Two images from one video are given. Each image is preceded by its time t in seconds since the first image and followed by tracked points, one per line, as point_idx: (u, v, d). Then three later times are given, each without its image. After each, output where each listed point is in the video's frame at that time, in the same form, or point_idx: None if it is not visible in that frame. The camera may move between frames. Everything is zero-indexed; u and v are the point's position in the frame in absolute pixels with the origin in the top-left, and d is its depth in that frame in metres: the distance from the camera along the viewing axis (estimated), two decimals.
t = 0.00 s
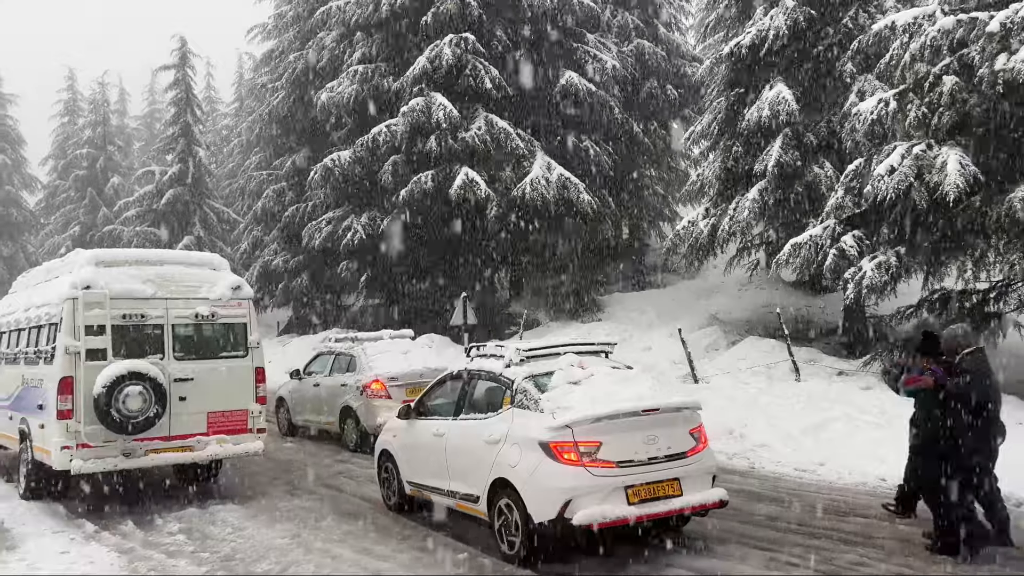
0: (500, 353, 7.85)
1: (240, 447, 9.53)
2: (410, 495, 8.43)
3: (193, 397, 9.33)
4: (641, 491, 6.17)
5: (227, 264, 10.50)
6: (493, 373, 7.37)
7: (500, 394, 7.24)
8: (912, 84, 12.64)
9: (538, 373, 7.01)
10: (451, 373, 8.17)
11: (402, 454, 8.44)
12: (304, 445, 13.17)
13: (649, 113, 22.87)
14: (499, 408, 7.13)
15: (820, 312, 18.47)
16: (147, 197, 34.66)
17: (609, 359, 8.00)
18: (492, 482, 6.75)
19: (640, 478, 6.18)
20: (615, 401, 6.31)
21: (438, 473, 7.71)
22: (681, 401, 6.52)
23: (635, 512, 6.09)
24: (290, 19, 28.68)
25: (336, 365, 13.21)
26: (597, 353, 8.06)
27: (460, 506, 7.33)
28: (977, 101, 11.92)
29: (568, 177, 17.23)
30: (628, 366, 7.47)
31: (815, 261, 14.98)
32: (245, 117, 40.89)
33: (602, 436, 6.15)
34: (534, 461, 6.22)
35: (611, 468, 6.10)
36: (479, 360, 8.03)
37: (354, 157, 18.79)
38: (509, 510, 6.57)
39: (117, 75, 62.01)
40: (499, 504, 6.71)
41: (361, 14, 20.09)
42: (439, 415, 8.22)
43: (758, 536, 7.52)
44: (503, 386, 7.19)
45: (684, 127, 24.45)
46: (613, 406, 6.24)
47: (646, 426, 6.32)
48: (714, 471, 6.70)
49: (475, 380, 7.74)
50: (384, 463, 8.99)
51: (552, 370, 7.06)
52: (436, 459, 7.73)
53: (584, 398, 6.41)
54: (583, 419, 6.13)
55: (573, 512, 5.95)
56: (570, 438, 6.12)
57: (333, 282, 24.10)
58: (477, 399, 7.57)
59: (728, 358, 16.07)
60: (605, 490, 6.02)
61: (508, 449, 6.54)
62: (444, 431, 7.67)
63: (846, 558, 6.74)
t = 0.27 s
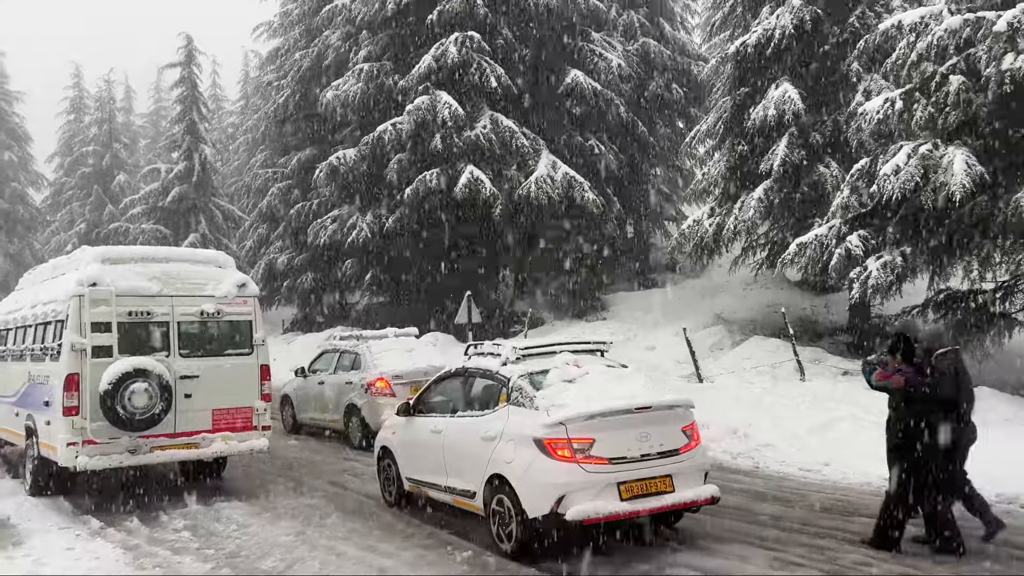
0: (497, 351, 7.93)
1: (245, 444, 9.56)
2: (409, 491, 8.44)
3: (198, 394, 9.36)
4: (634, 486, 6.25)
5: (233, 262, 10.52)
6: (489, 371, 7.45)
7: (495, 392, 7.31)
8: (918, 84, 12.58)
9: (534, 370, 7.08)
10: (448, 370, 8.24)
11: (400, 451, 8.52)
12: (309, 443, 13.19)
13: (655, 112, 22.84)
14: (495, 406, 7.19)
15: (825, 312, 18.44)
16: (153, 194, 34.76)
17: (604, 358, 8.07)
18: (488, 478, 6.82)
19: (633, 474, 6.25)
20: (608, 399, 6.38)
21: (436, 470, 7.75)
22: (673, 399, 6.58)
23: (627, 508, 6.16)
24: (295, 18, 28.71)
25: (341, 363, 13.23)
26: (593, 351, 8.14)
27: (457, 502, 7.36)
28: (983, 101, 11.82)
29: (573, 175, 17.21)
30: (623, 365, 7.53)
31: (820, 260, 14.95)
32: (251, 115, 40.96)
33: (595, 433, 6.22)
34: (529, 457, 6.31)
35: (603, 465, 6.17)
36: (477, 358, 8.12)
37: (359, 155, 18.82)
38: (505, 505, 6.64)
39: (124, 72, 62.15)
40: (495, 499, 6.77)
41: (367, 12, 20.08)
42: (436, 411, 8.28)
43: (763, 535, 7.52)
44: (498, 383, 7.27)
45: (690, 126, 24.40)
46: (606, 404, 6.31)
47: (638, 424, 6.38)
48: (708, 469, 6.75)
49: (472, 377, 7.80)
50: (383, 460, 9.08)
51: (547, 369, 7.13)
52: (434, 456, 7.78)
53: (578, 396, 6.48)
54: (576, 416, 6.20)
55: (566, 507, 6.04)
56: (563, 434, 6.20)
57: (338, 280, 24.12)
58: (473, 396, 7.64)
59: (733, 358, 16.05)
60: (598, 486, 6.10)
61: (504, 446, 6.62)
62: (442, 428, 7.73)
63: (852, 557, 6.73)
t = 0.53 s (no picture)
0: (493, 350, 7.99)
1: (248, 441, 9.57)
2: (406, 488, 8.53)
3: (202, 390, 9.38)
4: (625, 483, 6.31)
5: (237, 259, 10.54)
6: (484, 369, 7.52)
7: (489, 390, 7.39)
8: (923, 83, 12.58)
9: (527, 369, 7.12)
10: (445, 369, 8.31)
11: (398, 448, 8.61)
12: (312, 440, 13.22)
13: (659, 110, 22.81)
14: (489, 404, 7.25)
15: (828, 311, 18.43)
16: (156, 191, 34.83)
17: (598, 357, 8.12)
18: (483, 474, 6.92)
19: (624, 470, 6.32)
20: (600, 397, 6.45)
21: (432, 466, 7.85)
22: (665, 396, 6.65)
23: (618, 503, 6.24)
24: (299, 15, 28.71)
25: (344, 361, 13.25)
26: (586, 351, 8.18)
27: (453, 498, 7.46)
28: (988, 100, 11.80)
29: (576, 174, 17.20)
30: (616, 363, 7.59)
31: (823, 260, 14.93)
32: (254, 113, 40.99)
33: (587, 430, 6.29)
34: (522, 454, 6.38)
35: (595, 461, 6.24)
36: (473, 357, 8.18)
37: (363, 153, 18.82)
38: (499, 501, 6.74)
39: (127, 69, 62.16)
40: (490, 495, 6.87)
41: (371, 10, 20.08)
42: (433, 409, 8.37)
43: (764, 534, 7.53)
44: (492, 382, 7.33)
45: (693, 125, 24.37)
46: (598, 401, 6.38)
47: (629, 421, 6.45)
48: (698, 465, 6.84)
49: (467, 375, 7.87)
50: (381, 456, 9.19)
51: (541, 367, 7.18)
52: (430, 453, 7.87)
53: (570, 394, 6.54)
54: (569, 413, 6.27)
55: (559, 503, 6.10)
56: (556, 432, 6.27)
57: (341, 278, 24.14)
58: (469, 394, 7.72)
59: (735, 357, 16.05)
60: (590, 482, 6.17)
61: (498, 443, 6.71)
62: (438, 426, 7.82)
63: (853, 556, 6.75)
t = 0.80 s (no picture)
0: (488, 348, 8.01)
1: (249, 438, 9.58)
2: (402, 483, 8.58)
3: (203, 387, 9.39)
4: (617, 479, 6.35)
5: (238, 256, 10.54)
6: (479, 366, 7.54)
7: (484, 387, 7.42)
8: (926, 82, 12.58)
9: (522, 367, 7.13)
10: (441, 366, 8.34)
11: (394, 444, 8.65)
12: (313, 437, 13.23)
13: (660, 108, 22.79)
14: (484, 401, 7.29)
15: (829, 309, 18.42)
16: (158, 188, 34.86)
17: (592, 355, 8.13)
18: (478, 470, 6.96)
19: (616, 467, 6.36)
20: (593, 394, 6.48)
21: (428, 462, 7.88)
22: (657, 394, 6.70)
23: (609, 499, 6.28)
24: (301, 12, 28.69)
25: (345, 357, 13.26)
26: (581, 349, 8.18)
27: (448, 493, 7.49)
28: (990, 99, 11.83)
29: (577, 172, 17.18)
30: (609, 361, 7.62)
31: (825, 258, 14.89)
32: (256, 110, 40.99)
33: (580, 427, 6.32)
34: (515, 450, 6.42)
35: (587, 457, 6.28)
36: (469, 354, 8.20)
37: (364, 151, 18.81)
38: (494, 496, 6.79)
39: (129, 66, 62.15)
40: (485, 490, 6.92)
41: (372, 7, 20.05)
42: (430, 406, 8.40)
43: (765, 533, 7.52)
44: (487, 379, 7.36)
45: (695, 123, 24.33)
46: (590, 398, 6.42)
47: (621, 418, 6.49)
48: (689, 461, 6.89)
49: (463, 373, 7.90)
50: (378, 452, 9.26)
51: (535, 365, 7.18)
52: (426, 448, 7.90)
53: (563, 391, 6.57)
54: (561, 410, 6.30)
55: (551, 498, 6.14)
56: (549, 428, 6.30)
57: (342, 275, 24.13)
58: (464, 391, 7.75)
59: (736, 355, 16.05)
60: (582, 478, 6.20)
61: (492, 439, 6.74)
62: (433, 422, 7.85)
63: (853, 554, 6.77)
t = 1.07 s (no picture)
0: (482, 345, 8.04)
1: (248, 435, 9.59)
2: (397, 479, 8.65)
3: (202, 384, 9.39)
4: (607, 475, 6.44)
5: (237, 253, 10.52)
6: (472, 364, 7.58)
7: (477, 384, 7.46)
8: (925, 81, 12.70)
9: (514, 365, 7.16)
10: (435, 363, 8.37)
11: (388, 440, 8.71)
12: (312, 435, 13.23)
13: (659, 106, 22.76)
14: (477, 398, 7.34)
15: (828, 308, 18.44)
16: (156, 185, 34.83)
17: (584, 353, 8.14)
18: (470, 465, 7.03)
19: (606, 463, 6.45)
20: (583, 392, 6.57)
21: (421, 458, 7.94)
22: (648, 392, 6.78)
23: (599, 496, 6.37)
24: (299, 10, 28.65)
25: (344, 355, 13.25)
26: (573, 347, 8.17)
27: (441, 489, 7.56)
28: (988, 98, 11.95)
29: (576, 170, 17.15)
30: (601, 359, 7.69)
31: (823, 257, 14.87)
32: (255, 107, 40.94)
33: (571, 424, 6.41)
34: (507, 447, 6.49)
35: (578, 454, 6.37)
36: (462, 352, 8.23)
37: (363, 148, 18.78)
38: (486, 492, 6.87)
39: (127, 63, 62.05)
40: (477, 486, 6.99)
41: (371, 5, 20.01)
42: (424, 403, 8.44)
43: (763, 531, 7.56)
44: (480, 376, 7.40)
45: (694, 121, 24.31)
46: (581, 396, 6.51)
47: (611, 416, 6.58)
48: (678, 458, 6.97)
49: (456, 370, 7.94)
50: (372, 449, 9.36)
51: (527, 363, 7.21)
52: (420, 445, 7.96)
53: (554, 389, 6.65)
54: (552, 407, 6.39)
55: (541, 494, 6.23)
56: (540, 425, 6.38)
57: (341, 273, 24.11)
58: (457, 388, 7.79)
59: (734, 353, 16.07)
60: (573, 474, 6.29)
61: (485, 435, 6.81)
62: (427, 418, 7.90)
63: (850, 552, 6.81)
